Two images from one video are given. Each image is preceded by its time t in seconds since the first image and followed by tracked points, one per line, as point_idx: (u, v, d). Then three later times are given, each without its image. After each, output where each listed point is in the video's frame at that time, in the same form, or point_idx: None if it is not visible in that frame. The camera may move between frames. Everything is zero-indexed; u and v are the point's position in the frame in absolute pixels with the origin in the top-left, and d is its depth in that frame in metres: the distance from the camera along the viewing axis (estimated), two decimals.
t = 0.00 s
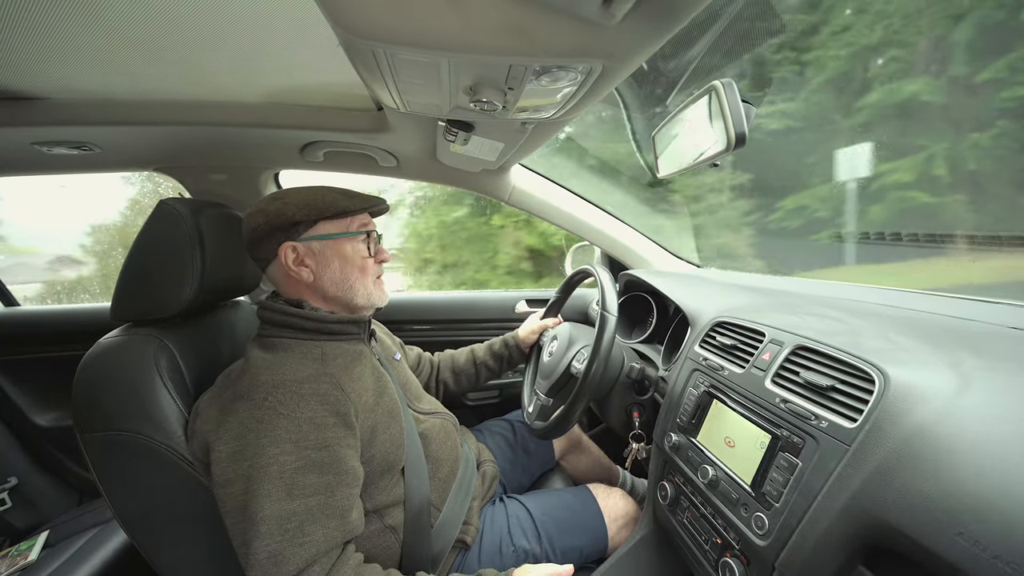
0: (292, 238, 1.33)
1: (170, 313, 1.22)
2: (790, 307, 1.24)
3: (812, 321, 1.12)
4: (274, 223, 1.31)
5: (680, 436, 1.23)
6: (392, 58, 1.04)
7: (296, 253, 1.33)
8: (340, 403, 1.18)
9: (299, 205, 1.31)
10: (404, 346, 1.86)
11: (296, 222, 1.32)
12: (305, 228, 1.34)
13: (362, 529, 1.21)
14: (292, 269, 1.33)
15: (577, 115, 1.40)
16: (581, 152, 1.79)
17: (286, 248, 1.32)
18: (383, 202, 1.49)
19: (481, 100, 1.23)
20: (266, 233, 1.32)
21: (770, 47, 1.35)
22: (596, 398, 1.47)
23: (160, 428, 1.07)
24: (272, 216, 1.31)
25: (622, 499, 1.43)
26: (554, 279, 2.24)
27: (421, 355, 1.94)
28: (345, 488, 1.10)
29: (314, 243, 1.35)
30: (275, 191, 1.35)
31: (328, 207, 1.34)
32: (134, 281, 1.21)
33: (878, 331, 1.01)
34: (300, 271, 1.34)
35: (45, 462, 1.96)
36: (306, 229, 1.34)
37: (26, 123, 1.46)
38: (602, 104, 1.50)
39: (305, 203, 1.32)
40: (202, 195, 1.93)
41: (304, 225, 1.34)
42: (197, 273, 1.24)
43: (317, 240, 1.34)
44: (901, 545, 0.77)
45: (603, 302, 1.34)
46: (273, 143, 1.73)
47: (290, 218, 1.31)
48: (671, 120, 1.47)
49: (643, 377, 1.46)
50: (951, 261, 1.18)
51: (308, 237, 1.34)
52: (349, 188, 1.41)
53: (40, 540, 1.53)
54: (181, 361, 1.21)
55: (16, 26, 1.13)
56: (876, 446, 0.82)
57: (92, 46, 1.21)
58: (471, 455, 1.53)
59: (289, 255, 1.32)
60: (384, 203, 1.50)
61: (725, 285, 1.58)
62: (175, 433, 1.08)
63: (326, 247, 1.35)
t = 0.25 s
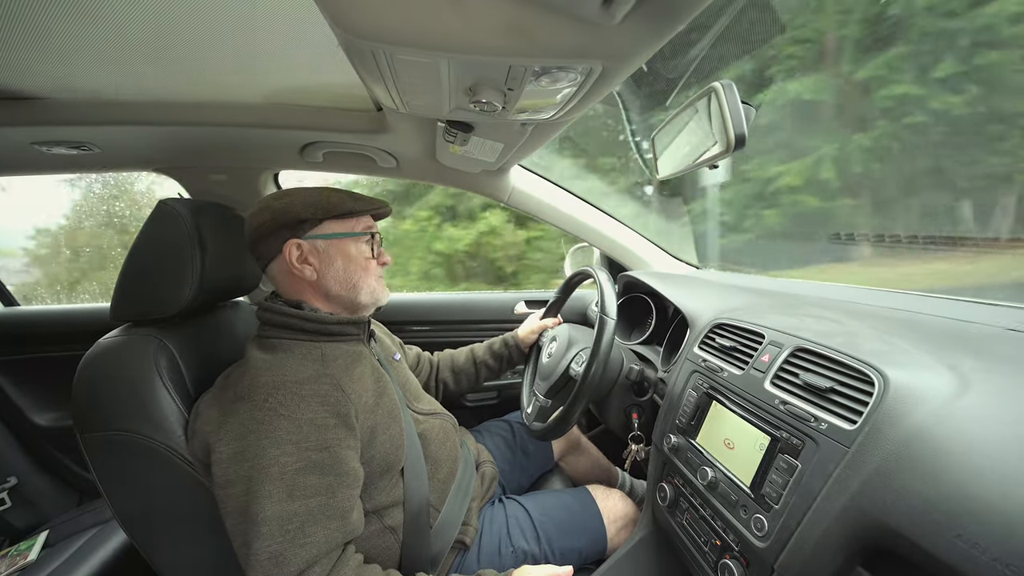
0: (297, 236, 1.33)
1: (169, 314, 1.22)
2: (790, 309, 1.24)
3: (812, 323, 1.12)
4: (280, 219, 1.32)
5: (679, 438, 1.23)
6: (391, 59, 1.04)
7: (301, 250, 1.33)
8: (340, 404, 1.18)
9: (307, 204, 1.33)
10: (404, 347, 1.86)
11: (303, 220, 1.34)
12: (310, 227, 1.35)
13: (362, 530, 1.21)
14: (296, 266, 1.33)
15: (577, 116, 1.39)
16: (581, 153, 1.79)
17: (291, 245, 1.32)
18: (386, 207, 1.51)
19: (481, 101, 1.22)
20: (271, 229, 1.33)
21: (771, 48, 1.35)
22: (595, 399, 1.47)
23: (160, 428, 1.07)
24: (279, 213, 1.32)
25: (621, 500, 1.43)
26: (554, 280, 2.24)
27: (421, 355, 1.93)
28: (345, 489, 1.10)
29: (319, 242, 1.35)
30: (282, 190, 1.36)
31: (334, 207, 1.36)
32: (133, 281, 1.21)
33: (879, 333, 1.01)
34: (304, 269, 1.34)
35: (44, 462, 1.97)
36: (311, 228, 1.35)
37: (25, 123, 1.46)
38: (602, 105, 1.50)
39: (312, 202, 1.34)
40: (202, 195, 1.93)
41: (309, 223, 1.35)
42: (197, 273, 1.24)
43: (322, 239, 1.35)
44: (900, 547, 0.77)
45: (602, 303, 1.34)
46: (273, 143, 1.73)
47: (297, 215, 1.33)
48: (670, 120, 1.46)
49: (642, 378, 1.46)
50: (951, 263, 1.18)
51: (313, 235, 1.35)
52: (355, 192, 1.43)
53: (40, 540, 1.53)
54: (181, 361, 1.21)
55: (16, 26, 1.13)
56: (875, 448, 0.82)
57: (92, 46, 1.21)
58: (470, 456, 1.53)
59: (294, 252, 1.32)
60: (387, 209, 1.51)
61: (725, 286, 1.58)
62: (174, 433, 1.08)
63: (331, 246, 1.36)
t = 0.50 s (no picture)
0: (304, 236, 1.33)
1: (169, 315, 1.22)
2: (789, 310, 1.24)
3: (811, 323, 1.12)
4: (288, 219, 1.32)
5: (679, 438, 1.23)
6: (390, 60, 1.04)
7: (308, 251, 1.33)
8: (340, 405, 1.18)
9: (316, 204, 1.33)
10: (403, 349, 1.86)
11: (311, 221, 1.33)
12: (318, 228, 1.34)
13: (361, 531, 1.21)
14: (301, 266, 1.32)
15: (576, 117, 1.40)
16: (580, 154, 1.79)
17: (299, 245, 1.32)
18: (393, 213, 1.51)
19: (480, 103, 1.23)
20: (278, 229, 1.33)
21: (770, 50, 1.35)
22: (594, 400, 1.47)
23: (159, 430, 1.07)
24: (287, 213, 1.32)
25: (620, 501, 1.43)
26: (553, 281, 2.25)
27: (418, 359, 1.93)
28: (345, 490, 1.10)
29: (326, 243, 1.35)
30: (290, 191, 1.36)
31: (343, 210, 1.36)
32: (133, 283, 1.21)
33: (879, 333, 1.01)
34: (309, 269, 1.34)
35: (42, 463, 1.96)
36: (319, 229, 1.35)
37: (24, 125, 1.46)
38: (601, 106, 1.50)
39: (322, 204, 1.34)
40: (201, 197, 1.93)
41: (318, 224, 1.35)
42: (196, 275, 1.24)
43: (329, 240, 1.35)
44: (899, 547, 0.77)
45: (602, 304, 1.34)
46: (272, 145, 1.73)
47: (305, 216, 1.33)
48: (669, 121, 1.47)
49: (641, 380, 1.46)
50: (947, 264, 1.18)
51: (321, 236, 1.35)
52: (364, 197, 1.44)
53: (39, 542, 1.53)
54: (180, 363, 1.21)
55: (15, 28, 1.13)
56: (869, 448, 0.82)
57: (91, 48, 1.22)
58: (469, 457, 1.53)
59: (301, 252, 1.32)
60: (395, 215, 1.52)
61: (724, 287, 1.58)
62: (174, 435, 1.08)
63: (338, 248, 1.36)
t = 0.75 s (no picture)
0: (302, 236, 1.33)
1: (165, 315, 1.22)
2: (787, 309, 1.24)
3: (809, 323, 1.12)
4: (286, 219, 1.32)
5: (676, 438, 1.23)
6: (387, 60, 1.04)
7: (305, 251, 1.33)
8: (337, 405, 1.18)
9: (314, 204, 1.33)
10: (400, 348, 1.85)
11: (309, 221, 1.33)
12: (316, 228, 1.35)
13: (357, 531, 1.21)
14: (299, 266, 1.33)
15: (574, 117, 1.39)
16: (578, 154, 1.79)
17: (295, 246, 1.32)
18: (391, 213, 1.51)
19: (477, 102, 1.22)
20: (276, 229, 1.33)
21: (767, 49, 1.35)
22: (592, 400, 1.47)
23: (155, 429, 1.07)
24: (285, 213, 1.32)
25: (617, 501, 1.42)
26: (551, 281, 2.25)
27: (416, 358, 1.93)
28: (342, 490, 1.10)
29: (323, 243, 1.35)
30: (288, 191, 1.36)
31: (341, 210, 1.36)
32: (129, 283, 1.21)
33: (876, 333, 1.01)
34: (307, 270, 1.34)
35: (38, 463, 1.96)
36: (317, 229, 1.35)
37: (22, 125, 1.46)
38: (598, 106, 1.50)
39: (319, 203, 1.34)
40: (199, 196, 1.93)
41: (316, 224, 1.35)
42: (193, 274, 1.24)
43: (326, 241, 1.35)
44: (897, 547, 0.77)
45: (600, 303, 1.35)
46: (269, 144, 1.72)
47: (303, 216, 1.32)
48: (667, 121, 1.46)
49: (638, 380, 1.46)
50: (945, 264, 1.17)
51: (318, 237, 1.35)
52: (361, 197, 1.44)
53: (35, 542, 1.52)
54: (177, 362, 1.20)
55: (13, 27, 1.13)
56: (866, 447, 0.82)
57: (89, 47, 1.22)
58: (467, 456, 1.52)
59: (298, 253, 1.33)
60: (393, 215, 1.52)
61: (722, 287, 1.58)
62: (170, 434, 1.08)
63: (335, 248, 1.36)
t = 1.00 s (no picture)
0: (302, 235, 1.33)
1: (166, 314, 1.22)
2: (789, 308, 1.24)
3: (809, 322, 1.12)
4: (285, 219, 1.32)
5: (676, 438, 1.23)
6: (388, 59, 1.04)
7: (305, 251, 1.33)
8: (337, 404, 1.18)
9: (314, 204, 1.33)
10: (400, 348, 1.85)
11: (308, 220, 1.33)
12: (316, 228, 1.34)
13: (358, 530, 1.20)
14: (299, 266, 1.33)
15: (574, 117, 1.40)
16: (578, 153, 1.79)
17: (295, 245, 1.32)
18: (391, 211, 1.51)
19: (477, 101, 1.23)
20: (275, 228, 1.33)
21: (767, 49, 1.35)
22: (592, 399, 1.47)
23: (156, 428, 1.07)
24: (284, 213, 1.32)
25: (618, 500, 1.43)
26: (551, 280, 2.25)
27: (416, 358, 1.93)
28: (342, 489, 1.09)
29: (323, 243, 1.35)
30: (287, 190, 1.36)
31: (340, 208, 1.36)
32: (131, 282, 1.22)
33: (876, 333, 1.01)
34: (307, 269, 1.34)
35: (40, 463, 1.97)
36: (317, 228, 1.35)
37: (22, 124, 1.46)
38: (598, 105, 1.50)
39: (318, 202, 1.34)
40: (199, 195, 1.93)
41: (316, 223, 1.35)
42: (193, 273, 1.24)
43: (326, 240, 1.35)
44: (898, 546, 0.77)
45: (600, 301, 1.35)
46: (270, 143, 1.72)
47: (302, 216, 1.32)
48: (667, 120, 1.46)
49: (638, 380, 1.46)
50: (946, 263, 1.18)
51: (318, 236, 1.35)
52: (361, 195, 1.43)
53: (36, 541, 1.52)
54: (178, 361, 1.21)
55: (13, 27, 1.13)
56: (866, 447, 0.82)
57: (90, 47, 1.22)
58: (467, 456, 1.51)
59: (298, 252, 1.33)
60: (392, 212, 1.52)
61: (723, 286, 1.58)
62: (170, 433, 1.08)
63: (335, 248, 1.36)
